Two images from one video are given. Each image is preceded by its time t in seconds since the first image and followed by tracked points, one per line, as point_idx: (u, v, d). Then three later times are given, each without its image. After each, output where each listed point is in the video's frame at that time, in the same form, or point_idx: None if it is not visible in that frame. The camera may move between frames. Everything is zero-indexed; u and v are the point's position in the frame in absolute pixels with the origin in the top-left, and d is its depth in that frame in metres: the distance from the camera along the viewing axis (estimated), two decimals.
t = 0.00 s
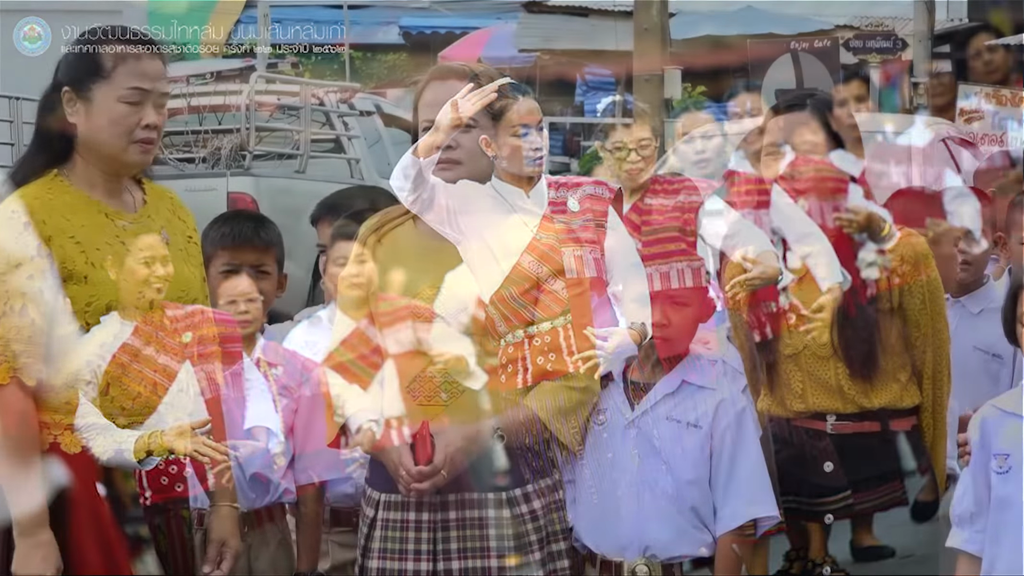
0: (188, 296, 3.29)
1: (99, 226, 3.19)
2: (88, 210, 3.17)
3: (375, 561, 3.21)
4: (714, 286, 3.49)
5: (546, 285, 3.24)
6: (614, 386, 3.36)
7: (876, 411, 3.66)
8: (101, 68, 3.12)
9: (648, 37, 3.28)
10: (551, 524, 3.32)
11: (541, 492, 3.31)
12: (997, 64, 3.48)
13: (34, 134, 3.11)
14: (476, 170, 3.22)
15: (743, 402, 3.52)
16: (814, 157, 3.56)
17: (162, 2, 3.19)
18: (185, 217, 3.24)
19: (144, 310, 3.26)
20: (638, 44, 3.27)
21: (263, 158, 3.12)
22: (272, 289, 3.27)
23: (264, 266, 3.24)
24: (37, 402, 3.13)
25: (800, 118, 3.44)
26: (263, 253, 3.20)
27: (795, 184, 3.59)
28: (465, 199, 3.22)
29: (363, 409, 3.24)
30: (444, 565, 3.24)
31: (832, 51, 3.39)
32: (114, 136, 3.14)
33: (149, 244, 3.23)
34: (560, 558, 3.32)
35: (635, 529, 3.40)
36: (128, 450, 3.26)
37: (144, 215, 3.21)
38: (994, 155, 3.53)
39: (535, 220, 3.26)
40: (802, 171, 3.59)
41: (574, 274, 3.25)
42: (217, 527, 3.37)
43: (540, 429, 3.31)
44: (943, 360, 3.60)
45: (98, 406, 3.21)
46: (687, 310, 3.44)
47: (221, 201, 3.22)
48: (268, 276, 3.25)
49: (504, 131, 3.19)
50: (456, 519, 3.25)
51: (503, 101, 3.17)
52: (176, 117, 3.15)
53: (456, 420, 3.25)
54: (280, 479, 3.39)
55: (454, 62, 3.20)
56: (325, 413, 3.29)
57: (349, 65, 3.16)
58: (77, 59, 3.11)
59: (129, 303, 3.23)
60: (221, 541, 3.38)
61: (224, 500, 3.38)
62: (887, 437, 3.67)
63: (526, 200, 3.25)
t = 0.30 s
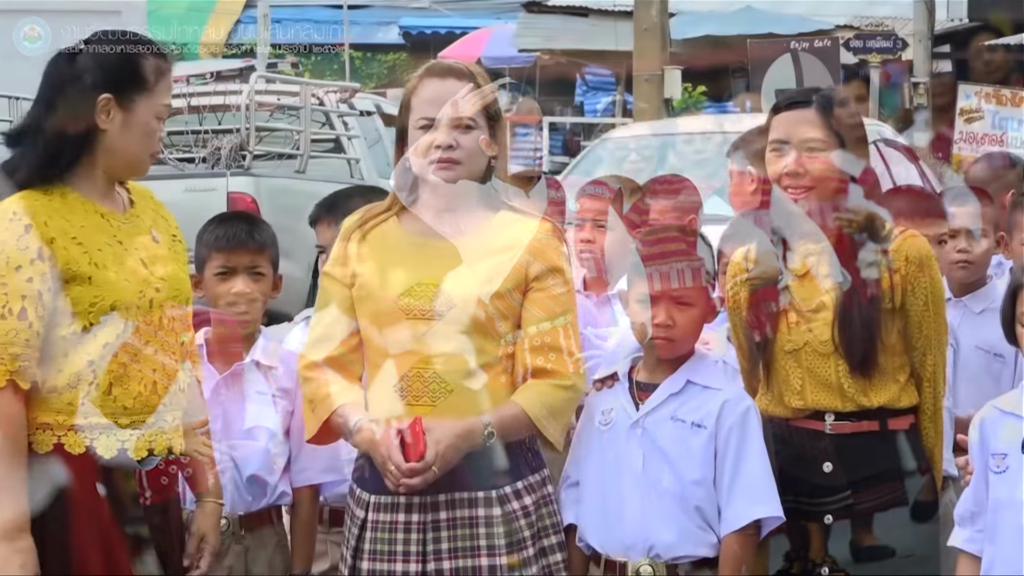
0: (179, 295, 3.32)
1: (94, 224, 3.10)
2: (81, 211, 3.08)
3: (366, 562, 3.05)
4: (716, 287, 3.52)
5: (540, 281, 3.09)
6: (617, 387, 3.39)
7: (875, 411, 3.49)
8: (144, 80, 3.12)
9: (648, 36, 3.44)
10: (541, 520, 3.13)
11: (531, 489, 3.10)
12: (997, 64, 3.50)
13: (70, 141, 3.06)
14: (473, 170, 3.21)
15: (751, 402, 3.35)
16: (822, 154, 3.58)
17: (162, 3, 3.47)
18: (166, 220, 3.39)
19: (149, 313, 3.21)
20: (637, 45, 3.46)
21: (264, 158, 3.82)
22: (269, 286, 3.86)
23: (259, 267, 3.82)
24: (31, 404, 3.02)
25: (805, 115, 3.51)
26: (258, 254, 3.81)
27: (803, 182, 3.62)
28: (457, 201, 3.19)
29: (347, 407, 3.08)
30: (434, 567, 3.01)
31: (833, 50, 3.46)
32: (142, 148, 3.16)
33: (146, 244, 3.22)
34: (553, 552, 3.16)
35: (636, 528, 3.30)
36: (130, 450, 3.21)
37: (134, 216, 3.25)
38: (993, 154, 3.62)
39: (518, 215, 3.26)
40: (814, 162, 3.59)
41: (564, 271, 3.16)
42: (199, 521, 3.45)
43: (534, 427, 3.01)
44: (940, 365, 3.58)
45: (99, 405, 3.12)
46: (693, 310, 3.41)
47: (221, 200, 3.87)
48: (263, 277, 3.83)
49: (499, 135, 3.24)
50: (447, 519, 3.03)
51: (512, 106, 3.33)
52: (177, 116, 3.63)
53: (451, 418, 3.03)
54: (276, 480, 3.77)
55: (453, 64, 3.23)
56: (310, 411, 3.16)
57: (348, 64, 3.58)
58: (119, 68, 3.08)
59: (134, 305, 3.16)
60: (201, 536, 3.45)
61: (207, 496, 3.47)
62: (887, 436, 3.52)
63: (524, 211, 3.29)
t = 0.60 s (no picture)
0: (173, 296, 3.23)
1: (92, 225, 3.08)
2: (79, 212, 3.06)
3: (363, 562, 3.09)
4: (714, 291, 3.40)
5: (534, 278, 3.08)
6: (620, 386, 3.43)
7: (886, 414, 3.32)
8: (140, 81, 3.06)
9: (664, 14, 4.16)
10: (537, 522, 3.16)
11: (526, 489, 3.13)
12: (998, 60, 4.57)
13: (70, 143, 3.01)
14: (465, 170, 3.15)
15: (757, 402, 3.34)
16: (835, 159, 3.29)
17: None
18: (152, 224, 3.35)
19: (144, 316, 3.12)
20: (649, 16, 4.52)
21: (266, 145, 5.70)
22: (264, 288, 3.97)
23: (253, 266, 3.92)
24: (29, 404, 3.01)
25: (816, 119, 3.30)
26: (252, 253, 3.93)
27: (816, 188, 3.31)
28: (448, 200, 3.15)
29: (344, 410, 3.10)
30: (430, 567, 3.03)
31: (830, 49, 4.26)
32: (139, 148, 3.10)
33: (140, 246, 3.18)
34: (548, 553, 3.18)
35: (640, 528, 3.27)
36: (125, 450, 3.15)
37: (125, 217, 3.22)
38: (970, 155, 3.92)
39: (510, 213, 3.17)
40: (826, 168, 3.29)
41: (557, 269, 3.13)
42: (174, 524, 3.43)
43: (530, 425, 3.05)
44: (948, 369, 3.37)
45: (94, 407, 3.07)
46: (698, 312, 3.33)
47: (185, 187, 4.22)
48: (258, 278, 3.93)
49: (488, 135, 3.22)
50: (442, 519, 3.05)
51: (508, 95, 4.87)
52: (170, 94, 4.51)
53: (445, 420, 3.02)
54: (274, 481, 3.82)
55: (443, 63, 3.20)
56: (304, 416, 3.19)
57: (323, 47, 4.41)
58: (116, 69, 3.02)
59: (134, 307, 3.08)
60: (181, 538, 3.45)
61: (177, 497, 3.41)
62: (896, 440, 3.33)
63: (521, 212, 3.20)
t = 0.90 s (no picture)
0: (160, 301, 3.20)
1: (88, 227, 3.05)
2: (75, 214, 3.03)
3: (365, 561, 3.09)
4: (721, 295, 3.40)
5: (536, 281, 3.09)
6: (621, 385, 3.42)
7: (891, 419, 3.26)
8: (141, 86, 3.05)
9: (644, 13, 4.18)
10: (538, 523, 3.16)
11: (528, 491, 3.13)
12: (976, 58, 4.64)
13: (69, 142, 2.98)
14: (464, 173, 3.13)
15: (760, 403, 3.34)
16: (840, 164, 3.29)
17: None
18: (138, 226, 3.34)
19: (135, 320, 3.09)
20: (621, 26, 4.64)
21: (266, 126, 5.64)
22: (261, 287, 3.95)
23: (248, 266, 3.91)
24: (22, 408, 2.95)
25: (823, 122, 3.30)
26: (248, 253, 3.92)
27: (821, 193, 3.29)
28: (450, 203, 3.17)
29: (347, 412, 3.10)
30: (432, 567, 3.03)
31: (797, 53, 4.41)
32: (134, 151, 3.09)
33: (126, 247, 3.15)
34: (547, 556, 3.17)
35: (643, 528, 3.26)
36: (113, 453, 3.09)
37: (113, 219, 3.20)
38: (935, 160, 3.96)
39: (514, 215, 3.17)
40: (831, 173, 3.28)
41: (562, 271, 3.12)
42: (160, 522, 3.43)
43: (535, 427, 3.05)
44: (955, 372, 3.31)
45: (83, 409, 3.01)
46: (706, 316, 3.35)
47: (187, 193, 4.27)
48: (254, 278, 3.91)
49: (487, 137, 3.19)
50: (445, 519, 3.05)
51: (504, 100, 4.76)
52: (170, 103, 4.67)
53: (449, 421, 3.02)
54: (273, 479, 3.84)
55: (439, 65, 3.19)
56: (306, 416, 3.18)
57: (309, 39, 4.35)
58: (119, 71, 3.00)
59: (128, 310, 3.05)
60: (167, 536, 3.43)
61: (159, 498, 3.46)
62: (902, 442, 3.27)
63: (526, 213, 3.20)
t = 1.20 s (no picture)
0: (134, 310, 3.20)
1: (71, 235, 3.05)
2: (60, 223, 3.03)
3: (350, 561, 3.08)
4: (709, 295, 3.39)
5: (527, 283, 3.08)
6: (603, 386, 3.40)
7: (877, 414, 3.26)
8: (130, 94, 3.06)
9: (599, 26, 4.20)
10: (524, 524, 3.16)
11: (514, 492, 3.13)
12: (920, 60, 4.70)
13: (60, 147, 2.97)
14: (445, 169, 3.11)
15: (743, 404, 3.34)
16: (820, 158, 3.29)
17: None
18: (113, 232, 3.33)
19: (110, 328, 3.08)
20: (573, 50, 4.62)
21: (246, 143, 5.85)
22: (241, 287, 3.94)
23: (228, 266, 3.89)
24: None
25: (802, 117, 3.30)
26: (227, 253, 3.90)
27: (803, 187, 3.28)
28: (437, 203, 3.16)
29: (335, 411, 3.09)
30: (418, 567, 3.02)
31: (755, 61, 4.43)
32: (119, 158, 3.10)
33: (101, 257, 3.14)
34: (531, 557, 3.16)
35: (626, 529, 3.25)
36: (76, 460, 3.07)
37: (93, 228, 3.20)
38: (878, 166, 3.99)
39: (504, 217, 3.17)
40: (811, 167, 3.28)
41: (553, 275, 3.13)
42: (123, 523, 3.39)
43: (522, 429, 3.05)
44: (937, 368, 3.32)
45: (48, 415, 3.00)
46: (695, 320, 3.34)
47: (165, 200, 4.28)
48: (233, 278, 3.90)
49: (472, 136, 3.17)
50: (431, 519, 3.04)
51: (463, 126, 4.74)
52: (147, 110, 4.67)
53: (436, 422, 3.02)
54: (255, 479, 3.82)
55: (424, 65, 3.18)
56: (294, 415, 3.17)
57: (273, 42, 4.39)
58: (111, 78, 3.01)
59: (104, 320, 3.05)
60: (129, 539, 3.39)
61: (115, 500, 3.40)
62: (886, 442, 3.28)
63: (516, 215, 3.19)
